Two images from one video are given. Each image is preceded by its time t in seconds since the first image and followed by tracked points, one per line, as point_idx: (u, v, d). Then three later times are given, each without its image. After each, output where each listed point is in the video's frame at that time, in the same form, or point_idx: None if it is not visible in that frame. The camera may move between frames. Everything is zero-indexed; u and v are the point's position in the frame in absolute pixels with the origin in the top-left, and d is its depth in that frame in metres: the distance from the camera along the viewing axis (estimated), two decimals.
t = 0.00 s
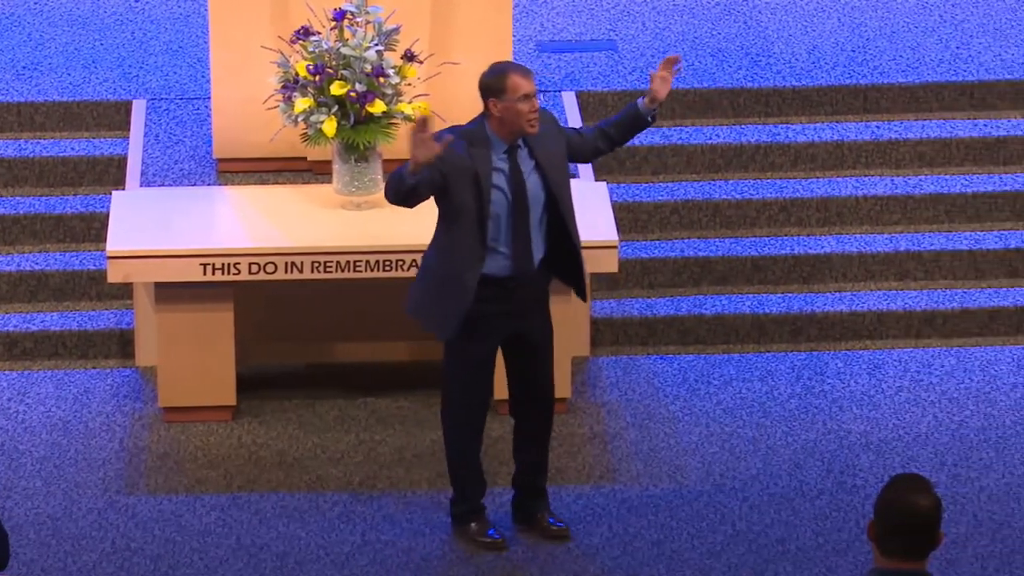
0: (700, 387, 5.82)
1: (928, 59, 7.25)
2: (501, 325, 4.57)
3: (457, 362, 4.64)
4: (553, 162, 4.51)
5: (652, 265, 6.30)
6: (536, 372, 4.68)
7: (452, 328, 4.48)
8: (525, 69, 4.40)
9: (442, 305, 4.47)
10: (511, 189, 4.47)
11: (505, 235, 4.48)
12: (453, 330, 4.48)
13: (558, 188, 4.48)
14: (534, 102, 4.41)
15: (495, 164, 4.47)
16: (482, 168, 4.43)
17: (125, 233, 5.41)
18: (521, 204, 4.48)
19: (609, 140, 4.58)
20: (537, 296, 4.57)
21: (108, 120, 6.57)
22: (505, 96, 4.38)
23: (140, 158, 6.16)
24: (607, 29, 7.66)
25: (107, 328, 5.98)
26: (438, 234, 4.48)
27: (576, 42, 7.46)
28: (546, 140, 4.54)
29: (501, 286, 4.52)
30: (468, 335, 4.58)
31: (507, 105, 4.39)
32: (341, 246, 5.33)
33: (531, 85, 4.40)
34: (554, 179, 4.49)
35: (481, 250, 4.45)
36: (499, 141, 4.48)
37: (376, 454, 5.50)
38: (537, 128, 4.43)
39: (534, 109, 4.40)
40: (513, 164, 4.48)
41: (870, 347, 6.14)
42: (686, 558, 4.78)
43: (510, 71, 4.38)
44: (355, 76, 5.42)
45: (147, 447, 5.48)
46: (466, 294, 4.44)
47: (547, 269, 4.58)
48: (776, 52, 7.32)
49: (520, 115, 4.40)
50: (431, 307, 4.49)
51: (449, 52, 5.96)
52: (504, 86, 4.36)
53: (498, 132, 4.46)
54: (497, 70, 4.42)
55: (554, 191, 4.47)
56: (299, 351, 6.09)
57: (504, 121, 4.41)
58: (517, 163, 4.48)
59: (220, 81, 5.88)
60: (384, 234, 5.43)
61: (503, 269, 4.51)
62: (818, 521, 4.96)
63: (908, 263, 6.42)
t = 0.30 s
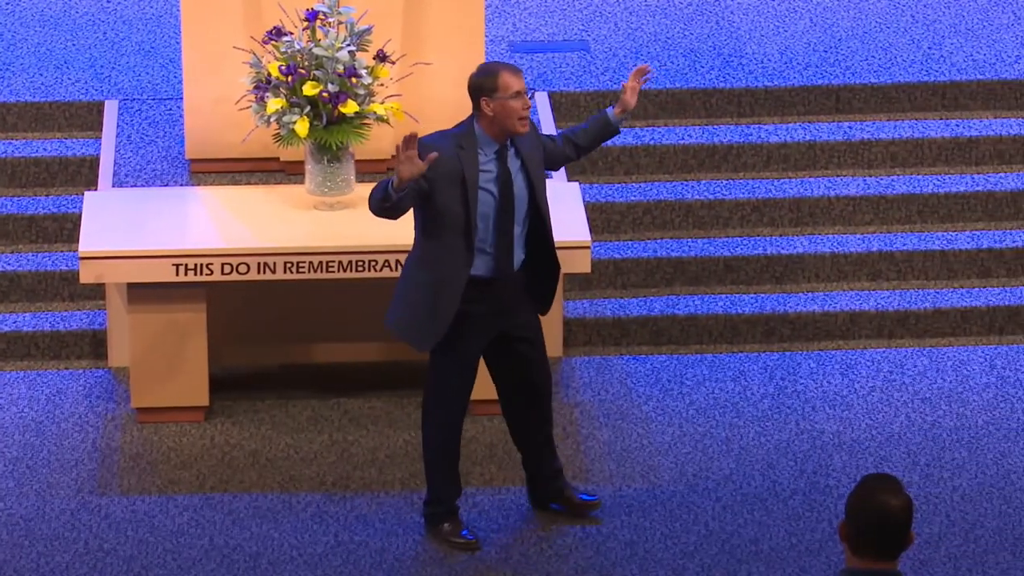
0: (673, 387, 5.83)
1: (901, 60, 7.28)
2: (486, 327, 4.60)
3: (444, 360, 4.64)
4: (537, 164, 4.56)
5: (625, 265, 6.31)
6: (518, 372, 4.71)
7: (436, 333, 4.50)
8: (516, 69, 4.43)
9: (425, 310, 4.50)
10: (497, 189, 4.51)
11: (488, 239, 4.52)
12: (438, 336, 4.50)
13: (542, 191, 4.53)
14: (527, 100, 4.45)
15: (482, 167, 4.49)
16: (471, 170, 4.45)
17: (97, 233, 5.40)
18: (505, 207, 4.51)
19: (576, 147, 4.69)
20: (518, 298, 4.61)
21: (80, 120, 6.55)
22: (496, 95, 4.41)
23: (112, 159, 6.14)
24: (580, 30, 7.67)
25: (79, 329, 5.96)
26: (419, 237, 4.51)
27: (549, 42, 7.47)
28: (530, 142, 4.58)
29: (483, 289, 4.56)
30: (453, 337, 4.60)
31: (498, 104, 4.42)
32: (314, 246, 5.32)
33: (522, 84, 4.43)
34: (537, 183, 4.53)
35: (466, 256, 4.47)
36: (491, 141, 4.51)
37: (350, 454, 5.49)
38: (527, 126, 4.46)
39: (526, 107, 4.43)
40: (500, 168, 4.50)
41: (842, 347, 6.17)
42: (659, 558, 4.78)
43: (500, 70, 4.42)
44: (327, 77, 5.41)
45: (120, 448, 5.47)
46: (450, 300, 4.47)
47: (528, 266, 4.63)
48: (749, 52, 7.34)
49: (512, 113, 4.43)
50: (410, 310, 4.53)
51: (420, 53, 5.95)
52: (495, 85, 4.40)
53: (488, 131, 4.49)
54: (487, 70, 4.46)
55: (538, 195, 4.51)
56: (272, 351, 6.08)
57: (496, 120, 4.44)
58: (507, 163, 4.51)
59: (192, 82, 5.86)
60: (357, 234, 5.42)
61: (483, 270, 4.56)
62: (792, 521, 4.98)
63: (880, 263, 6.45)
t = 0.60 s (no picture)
0: (655, 387, 5.84)
1: (882, 60, 7.30)
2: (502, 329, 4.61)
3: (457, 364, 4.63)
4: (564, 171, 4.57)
5: (607, 265, 6.32)
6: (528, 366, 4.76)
7: (466, 336, 4.50)
8: (557, 72, 4.41)
9: (457, 314, 4.48)
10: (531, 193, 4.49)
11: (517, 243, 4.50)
12: (468, 339, 4.50)
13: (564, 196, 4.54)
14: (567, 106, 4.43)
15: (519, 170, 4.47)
16: (510, 173, 4.42)
17: (79, 234, 5.38)
18: (538, 212, 4.50)
19: (589, 163, 4.67)
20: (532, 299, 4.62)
21: (62, 120, 6.54)
22: (539, 99, 4.38)
23: (94, 159, 6.12)
24: (561, 30, 7.68)
25: (61, 329, 5.95)
26: (451, 237, 4.46)
27: (530, 43, 7.48)
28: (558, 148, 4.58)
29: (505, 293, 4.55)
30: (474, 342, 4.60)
31: (541, 108, 4.39)
32: (296, 247, 5.32)
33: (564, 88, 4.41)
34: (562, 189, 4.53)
35: (500, 262, 4.45)
36: (527, 144, 4.49)
37: (332, 455, 5.49)
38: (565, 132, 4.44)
39: (567, 113, 4.42)
40: (535, 172, 4.49)
41: (824, 347, 6.18)
42: (641, 558, 4.79)
43: (543, 74, 4.39)
44: (309, 77, 5.40)
45: (102, 448, 5.46)
46: (484, 307, 4.46)
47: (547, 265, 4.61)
48: (730, 53, 7.35)
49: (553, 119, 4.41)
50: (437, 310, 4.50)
51: (402, 53, 5.95)
52: (539, 89, 4.37)
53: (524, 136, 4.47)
54: (530, 72, 4.42)
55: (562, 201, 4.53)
56: (255, 352, 6.08)
57: (536, 124, 4.41)
58: (542, 167, 4.50)
59: (173, 82, 5.85)
60: (338, 234, 5.42)
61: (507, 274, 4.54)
62: (773, 521, 4.99)
63: (862, 263, 6.46)
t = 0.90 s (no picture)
0: (633, 388, 5.85)
1: (861, 60, 7.32)
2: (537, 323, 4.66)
3: (508, 363, 4.64)
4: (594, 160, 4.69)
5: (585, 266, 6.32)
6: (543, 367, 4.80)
7: (527, 324, 4.54)
8: (593, 58, 4.54)
9: (517, 301, 4.52)
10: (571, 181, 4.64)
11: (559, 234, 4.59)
12: (529, 327, 4.54)
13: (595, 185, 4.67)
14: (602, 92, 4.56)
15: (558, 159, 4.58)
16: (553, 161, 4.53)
17: (57, 234, 5.37)
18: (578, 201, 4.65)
19: (611, 155, 4.79)
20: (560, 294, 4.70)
21: (39, 121, 6.52)
22: (578, 85, 4.50)
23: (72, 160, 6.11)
24: (540, 30, 7.68)
25: (38, 331, 5.93)
26: (501, 231, 4.53)
27: (508, 44, 7.48)
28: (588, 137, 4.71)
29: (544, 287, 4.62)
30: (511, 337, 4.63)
31: (579, 94, 4.50)
32: (274, 247, 5.31)
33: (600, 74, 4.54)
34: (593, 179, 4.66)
35: (548, 252, 4.54)
36: (564, 130, 4.60)
37: (310, 455, 5.48)
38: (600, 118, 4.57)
39: (603, 99, 4.54)
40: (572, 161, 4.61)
41: (802, 348, 6.20)
42: (620, 558, 4.79)
43: (581, 60, 4.51)
44: (287, 78, 5.39)
45: (80, 449, 5.45)
46: (544, 293, 4.53)
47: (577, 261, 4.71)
48: (708, 53, 7.37)
49: (590, 105, 4.53)
50: (493, 304, 4.54)
51: (380, 53, 5.94)
52: (580, 75, 4.48)
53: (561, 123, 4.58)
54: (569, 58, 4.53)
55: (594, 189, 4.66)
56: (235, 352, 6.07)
57: (575, 109, 4.53)
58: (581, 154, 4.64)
59: (150, 84, 5.83)
60: (316, 235, 5.41)
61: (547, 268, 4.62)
62: (752, 521, 5.00)
63: (840, 263, 6.48)
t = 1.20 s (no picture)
0: (592, 388, 5.86)
1: (819, 61, 7.35)
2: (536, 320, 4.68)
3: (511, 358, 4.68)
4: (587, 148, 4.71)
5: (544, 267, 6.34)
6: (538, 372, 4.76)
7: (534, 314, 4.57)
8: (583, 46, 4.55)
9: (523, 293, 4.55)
10: (568, 167, 4.62)
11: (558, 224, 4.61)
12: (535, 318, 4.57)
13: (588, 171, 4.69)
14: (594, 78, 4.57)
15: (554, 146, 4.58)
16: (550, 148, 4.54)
17: (15, 235, 5.34)
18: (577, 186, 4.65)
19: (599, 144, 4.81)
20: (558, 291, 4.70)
21: None
22: (570, 72, 4.51)
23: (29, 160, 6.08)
24: (498, 31, 7.70)
25: None
26: (504, 224, 4.56)
27: (466, 44, 7.49)
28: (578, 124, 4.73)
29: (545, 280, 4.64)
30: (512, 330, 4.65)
31: (571, 82, 4.51)
32: (232, 248, 5.29)
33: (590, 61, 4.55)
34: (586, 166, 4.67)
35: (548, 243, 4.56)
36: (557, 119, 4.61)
37: (269, 456, 5.47)
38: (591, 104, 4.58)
39: (594, 86, 4.56)
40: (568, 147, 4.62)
41: (760, 348, 6.23)
42: (579, 558, 4.80)
43: (572, 48, 4.52)
44: (245, 78, 5.39)
45: (38, 450, 5.42)
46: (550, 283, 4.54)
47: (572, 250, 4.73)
48: (667, 54, 7.39)
49: (582, 92, 4.54)
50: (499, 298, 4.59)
51: (339, 54, 5.94)
52: (572, 63, 4.48)
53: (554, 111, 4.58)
54: (559, 46, 4.53)
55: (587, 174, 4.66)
56: (193, 353, 6.06)
57: (567, 97, 4.53)
58: (575, 142, 4.64)
59: (108, 84, 5.81)
60: (275, 236, 5.40)
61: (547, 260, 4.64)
62: (710, 522, 5.02)
63: (798, 263, 6.51)
